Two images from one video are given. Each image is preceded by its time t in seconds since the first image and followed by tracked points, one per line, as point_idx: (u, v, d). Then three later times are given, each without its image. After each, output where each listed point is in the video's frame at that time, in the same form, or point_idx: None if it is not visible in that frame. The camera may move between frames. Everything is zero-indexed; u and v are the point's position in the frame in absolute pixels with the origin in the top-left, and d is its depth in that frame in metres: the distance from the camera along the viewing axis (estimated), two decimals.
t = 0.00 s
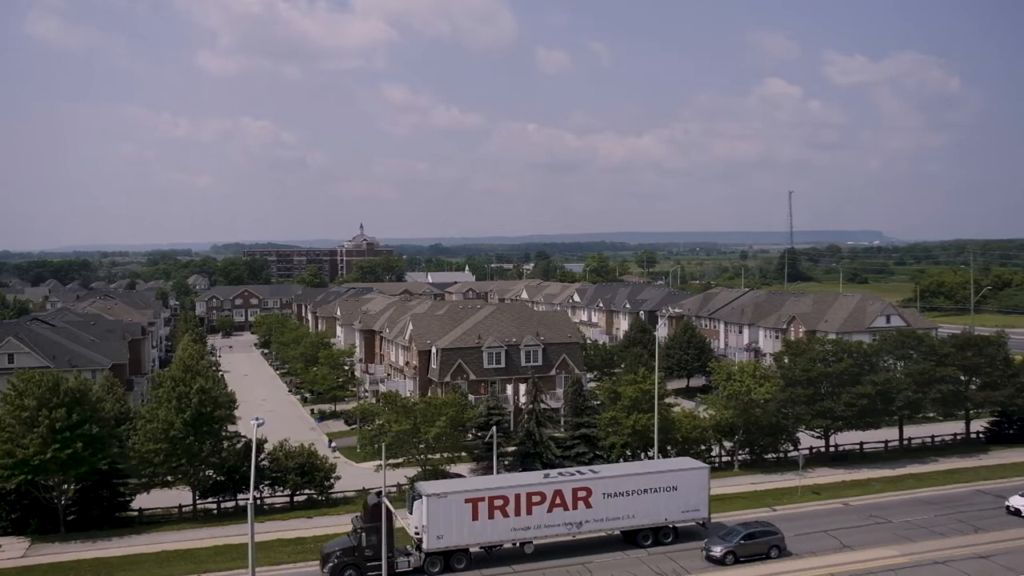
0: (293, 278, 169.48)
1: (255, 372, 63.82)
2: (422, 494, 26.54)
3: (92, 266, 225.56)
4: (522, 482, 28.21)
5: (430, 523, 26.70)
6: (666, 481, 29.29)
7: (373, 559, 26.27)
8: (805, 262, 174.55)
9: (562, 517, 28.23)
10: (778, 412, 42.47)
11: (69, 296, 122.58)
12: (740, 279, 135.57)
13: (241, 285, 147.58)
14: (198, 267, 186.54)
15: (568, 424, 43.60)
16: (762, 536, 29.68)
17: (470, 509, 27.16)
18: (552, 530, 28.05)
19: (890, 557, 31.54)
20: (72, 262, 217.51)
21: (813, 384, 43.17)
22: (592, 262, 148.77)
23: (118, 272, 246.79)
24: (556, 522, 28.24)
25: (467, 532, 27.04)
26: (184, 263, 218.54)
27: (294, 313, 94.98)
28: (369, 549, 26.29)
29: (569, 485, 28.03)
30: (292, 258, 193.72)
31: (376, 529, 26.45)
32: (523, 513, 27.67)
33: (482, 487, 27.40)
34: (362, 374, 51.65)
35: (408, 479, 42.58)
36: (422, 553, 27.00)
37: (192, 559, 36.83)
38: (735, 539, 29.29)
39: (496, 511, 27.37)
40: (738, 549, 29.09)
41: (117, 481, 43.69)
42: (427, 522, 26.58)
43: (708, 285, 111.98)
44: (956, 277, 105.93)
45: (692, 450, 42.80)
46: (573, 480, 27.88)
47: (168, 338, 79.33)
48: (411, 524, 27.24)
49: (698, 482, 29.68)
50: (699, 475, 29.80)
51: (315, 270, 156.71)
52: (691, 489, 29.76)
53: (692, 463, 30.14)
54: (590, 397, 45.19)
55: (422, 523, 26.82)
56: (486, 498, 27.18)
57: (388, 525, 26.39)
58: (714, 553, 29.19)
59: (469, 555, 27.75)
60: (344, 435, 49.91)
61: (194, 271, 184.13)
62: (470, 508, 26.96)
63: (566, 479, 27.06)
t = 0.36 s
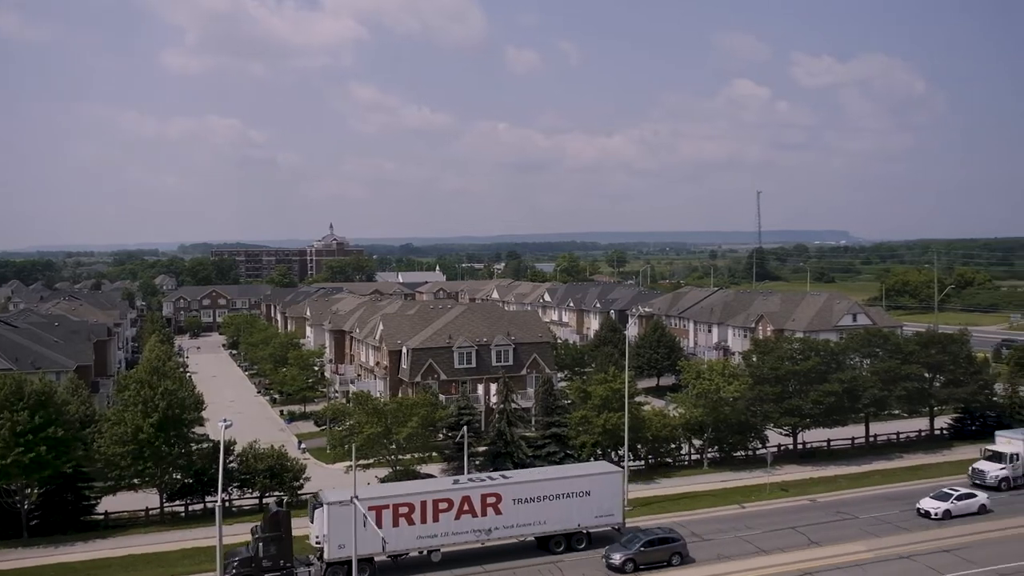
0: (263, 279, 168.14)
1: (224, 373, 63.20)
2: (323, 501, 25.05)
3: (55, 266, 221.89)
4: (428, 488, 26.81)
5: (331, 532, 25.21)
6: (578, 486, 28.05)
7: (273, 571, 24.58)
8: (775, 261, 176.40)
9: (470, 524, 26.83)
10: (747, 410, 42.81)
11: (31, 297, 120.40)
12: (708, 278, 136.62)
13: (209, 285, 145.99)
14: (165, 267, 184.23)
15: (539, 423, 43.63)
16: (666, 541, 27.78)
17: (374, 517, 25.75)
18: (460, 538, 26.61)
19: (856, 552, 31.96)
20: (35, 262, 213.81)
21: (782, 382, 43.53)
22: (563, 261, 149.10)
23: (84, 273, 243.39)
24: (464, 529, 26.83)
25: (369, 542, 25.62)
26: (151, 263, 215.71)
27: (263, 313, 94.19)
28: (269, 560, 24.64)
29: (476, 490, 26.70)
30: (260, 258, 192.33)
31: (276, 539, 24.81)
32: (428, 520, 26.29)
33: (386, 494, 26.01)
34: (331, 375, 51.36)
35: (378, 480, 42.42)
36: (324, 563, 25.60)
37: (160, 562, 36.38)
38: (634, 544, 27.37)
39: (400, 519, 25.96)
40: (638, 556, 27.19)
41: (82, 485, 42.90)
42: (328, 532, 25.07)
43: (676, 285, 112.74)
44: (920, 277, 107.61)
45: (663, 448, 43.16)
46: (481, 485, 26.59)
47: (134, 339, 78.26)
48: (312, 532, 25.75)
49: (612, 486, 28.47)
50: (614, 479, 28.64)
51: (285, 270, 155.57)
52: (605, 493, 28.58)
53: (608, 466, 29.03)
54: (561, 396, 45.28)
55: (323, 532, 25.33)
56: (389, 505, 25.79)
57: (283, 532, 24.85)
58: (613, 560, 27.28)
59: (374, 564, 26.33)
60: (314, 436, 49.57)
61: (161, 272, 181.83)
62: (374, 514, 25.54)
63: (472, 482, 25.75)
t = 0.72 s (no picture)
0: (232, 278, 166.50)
1: (191, 375, 62.48)
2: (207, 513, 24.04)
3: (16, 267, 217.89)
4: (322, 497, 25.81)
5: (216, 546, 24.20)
6: (480, 494, 27.18)
7: None
8: (744, 260, 178.20)
9: (366, 535, 25.83)
10: (715, 408, 43.11)
11: None
12: (677, 277, 137.66)
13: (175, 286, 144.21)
14: (131, 267, 181.76)
15: (509, 423, 43.63)
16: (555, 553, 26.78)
17: (262, 529, 24.76)
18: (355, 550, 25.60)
19: (824, 548, 32.34)
20: None
21: (749, 380, 43.84)
22: (533, 261, 149.34)
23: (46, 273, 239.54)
24: (360, 540, 25.82)
25: (258, 555, 24.61)
26: (116, 263, 212.76)
27: (230, 313, 93.28)
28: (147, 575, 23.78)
29: (372, 500, 25.69)
30: (227, 257, 190.76)
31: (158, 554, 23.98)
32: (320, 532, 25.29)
33: (275, 505, 24.99)
34: (300, 376, 50.98)
35: (347, 481, 42.17)
36: None
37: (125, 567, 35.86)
38: (523, 556, 26.25)
39: (291, 530, 24.94)
40: (526, 568, 26.09)
41: (44, 490, 42.04)
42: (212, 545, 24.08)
43: (643, 284, 113.48)
44: (884, 275, 109.25)
45: (632, 447, 43.34)
46: (376, 494, 25.61)
47: (97, 341, 77.06)
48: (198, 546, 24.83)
49: (516, 494, 27.64)
50: (520, 486, 27.84)
51: (253, 269, 154.14)
52: (511, 500, 27.77)
53: (515, 473, 28.21)
54: (530, 396, 45.33)
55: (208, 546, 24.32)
56: (278, 517, 24.77)
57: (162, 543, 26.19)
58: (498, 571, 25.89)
59: None
60: (282, 438, 49.18)
61: (126, 272, 179.33)
62: (262, 526, 24.52)
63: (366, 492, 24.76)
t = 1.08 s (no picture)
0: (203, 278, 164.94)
1: (160, 377, 61.85)
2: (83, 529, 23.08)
3: None
4: (208, 510, 24.90)
5: (93, 562, 23.25)
6: (381, 504, 26.36)
7: None
8: (716, 260, 179.63)
9: (257, 548, 25.03)
10: (686, 407, 43.34)
11: None
12: (648, 276, 138.35)
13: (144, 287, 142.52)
14: (99, 267, 179.37)
15: (481, 423, 43.60)
16: (441, 566, 25.65)
17: (145, 544, 23.83)
18: (244, 564, 24.80)
19: (793, 544, 32.65)
20: None
21: (719, 379, 44.14)
22: (505, 260, 149.40)
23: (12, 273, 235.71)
24: (250, 553, 24.98)
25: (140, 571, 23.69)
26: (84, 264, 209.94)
27: (199, 314, 92.46)
28: None
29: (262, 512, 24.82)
30: (195, 257, 189.16)
31: (28, 569, 26.63)
32: (207, 546, 24.40)
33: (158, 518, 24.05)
34: (270, 377, 50.62)
35: (318, 483, 41.91)
36: None
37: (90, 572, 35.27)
38: (409, 569, 25.24)
39: (175, 545, 24.11)
40: None
41: (8, 495, 41.26)
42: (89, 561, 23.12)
43: (614, 283, 114.00)
44: (852, 274, 110.60)
45: (603, 446, 43.49)
46: (265, 507, 24.70)
47: (63, 343, 75.91)
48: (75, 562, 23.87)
49: (418, 504, 26.85)
50: (423, 495, 27.06)
51: (220, 270, 152.77)
52: (413, 510, 26.97)
53: (417, 481, 27.42)
54: (503, 395, 45.31)
55: (86, 562, 23.35)
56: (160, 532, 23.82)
57: (41, 568, 27.01)
58: None
59: None
60: (252, 440, 48.82)
61: (93, 272, 176.88)
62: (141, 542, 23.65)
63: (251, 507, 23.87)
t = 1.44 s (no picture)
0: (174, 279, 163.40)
1: (130, 379, 61.18)
2: None
3: None
4: (101, 525, 24.45)
5: None
6: (286, 516, 26.06)
7: None
8: (689, 259, 180.74)
9: (151, 563, 24.60)
10: (659, 406, 43.54)
11: None
12: (622, 276, 138.90)
13: (113, 288, 140.80)
14: (68, 268, 176.97)
15: (455, 423, 43.54)
16: None
17: (32, 560, 23.32)
18: None
19: (764, 541, 32.91)
20: None
21: (692, 378, 44.41)
22: (479, 260, 149.49)
23: None
24: (144, 569, 24.51)
25: None
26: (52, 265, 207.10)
27: (170, 316, 91.58)
28: None
29: (157, 525, 24.42)
30: (165, 258, 187.35)
31: None
32: (98, 562, 23.92)
33: (47, 534, 23.56)
34: (242, 379, 50.24)
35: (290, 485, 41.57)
36: None
37: None
38: None
39: (61, 562, 23.57)
40: None
41: None
42: None
43: (586, 284, 114.40)
44: (821, 273, 111.86)
45: (577, 445, 43.60)
46: (161, 520, 24.31)
47: (29, 345, 74.82)
48: None
49: (325, 515, 26.59)
50: (331, 506, 26.84)
51: (191, 271, 151.35)
52: (320, 522, 26.69)
53: (325, 492, 27.18)
54: (477, 395, 45.26)
55: None
56: (49, 547, 23.31)
57: None
58: None
59: None
60: (224, 442, 48.45)
61: (61, 273, 174.46)
62: (28, 557, 23.13)
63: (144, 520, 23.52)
